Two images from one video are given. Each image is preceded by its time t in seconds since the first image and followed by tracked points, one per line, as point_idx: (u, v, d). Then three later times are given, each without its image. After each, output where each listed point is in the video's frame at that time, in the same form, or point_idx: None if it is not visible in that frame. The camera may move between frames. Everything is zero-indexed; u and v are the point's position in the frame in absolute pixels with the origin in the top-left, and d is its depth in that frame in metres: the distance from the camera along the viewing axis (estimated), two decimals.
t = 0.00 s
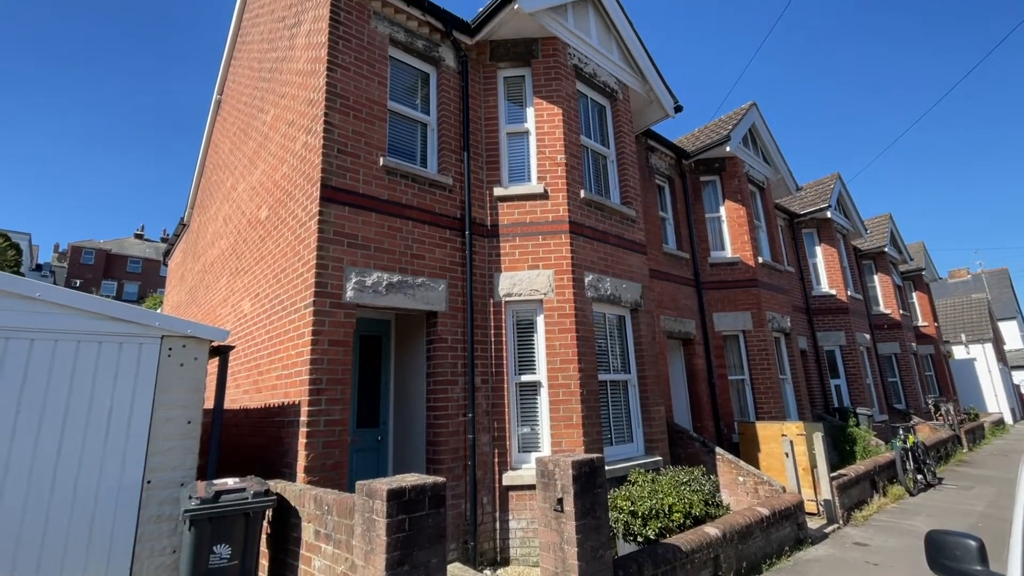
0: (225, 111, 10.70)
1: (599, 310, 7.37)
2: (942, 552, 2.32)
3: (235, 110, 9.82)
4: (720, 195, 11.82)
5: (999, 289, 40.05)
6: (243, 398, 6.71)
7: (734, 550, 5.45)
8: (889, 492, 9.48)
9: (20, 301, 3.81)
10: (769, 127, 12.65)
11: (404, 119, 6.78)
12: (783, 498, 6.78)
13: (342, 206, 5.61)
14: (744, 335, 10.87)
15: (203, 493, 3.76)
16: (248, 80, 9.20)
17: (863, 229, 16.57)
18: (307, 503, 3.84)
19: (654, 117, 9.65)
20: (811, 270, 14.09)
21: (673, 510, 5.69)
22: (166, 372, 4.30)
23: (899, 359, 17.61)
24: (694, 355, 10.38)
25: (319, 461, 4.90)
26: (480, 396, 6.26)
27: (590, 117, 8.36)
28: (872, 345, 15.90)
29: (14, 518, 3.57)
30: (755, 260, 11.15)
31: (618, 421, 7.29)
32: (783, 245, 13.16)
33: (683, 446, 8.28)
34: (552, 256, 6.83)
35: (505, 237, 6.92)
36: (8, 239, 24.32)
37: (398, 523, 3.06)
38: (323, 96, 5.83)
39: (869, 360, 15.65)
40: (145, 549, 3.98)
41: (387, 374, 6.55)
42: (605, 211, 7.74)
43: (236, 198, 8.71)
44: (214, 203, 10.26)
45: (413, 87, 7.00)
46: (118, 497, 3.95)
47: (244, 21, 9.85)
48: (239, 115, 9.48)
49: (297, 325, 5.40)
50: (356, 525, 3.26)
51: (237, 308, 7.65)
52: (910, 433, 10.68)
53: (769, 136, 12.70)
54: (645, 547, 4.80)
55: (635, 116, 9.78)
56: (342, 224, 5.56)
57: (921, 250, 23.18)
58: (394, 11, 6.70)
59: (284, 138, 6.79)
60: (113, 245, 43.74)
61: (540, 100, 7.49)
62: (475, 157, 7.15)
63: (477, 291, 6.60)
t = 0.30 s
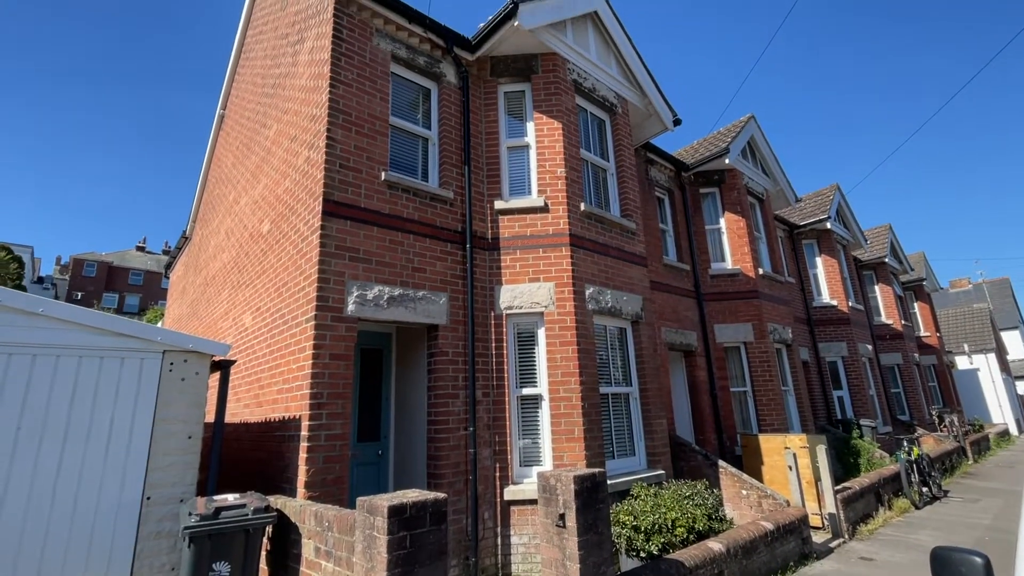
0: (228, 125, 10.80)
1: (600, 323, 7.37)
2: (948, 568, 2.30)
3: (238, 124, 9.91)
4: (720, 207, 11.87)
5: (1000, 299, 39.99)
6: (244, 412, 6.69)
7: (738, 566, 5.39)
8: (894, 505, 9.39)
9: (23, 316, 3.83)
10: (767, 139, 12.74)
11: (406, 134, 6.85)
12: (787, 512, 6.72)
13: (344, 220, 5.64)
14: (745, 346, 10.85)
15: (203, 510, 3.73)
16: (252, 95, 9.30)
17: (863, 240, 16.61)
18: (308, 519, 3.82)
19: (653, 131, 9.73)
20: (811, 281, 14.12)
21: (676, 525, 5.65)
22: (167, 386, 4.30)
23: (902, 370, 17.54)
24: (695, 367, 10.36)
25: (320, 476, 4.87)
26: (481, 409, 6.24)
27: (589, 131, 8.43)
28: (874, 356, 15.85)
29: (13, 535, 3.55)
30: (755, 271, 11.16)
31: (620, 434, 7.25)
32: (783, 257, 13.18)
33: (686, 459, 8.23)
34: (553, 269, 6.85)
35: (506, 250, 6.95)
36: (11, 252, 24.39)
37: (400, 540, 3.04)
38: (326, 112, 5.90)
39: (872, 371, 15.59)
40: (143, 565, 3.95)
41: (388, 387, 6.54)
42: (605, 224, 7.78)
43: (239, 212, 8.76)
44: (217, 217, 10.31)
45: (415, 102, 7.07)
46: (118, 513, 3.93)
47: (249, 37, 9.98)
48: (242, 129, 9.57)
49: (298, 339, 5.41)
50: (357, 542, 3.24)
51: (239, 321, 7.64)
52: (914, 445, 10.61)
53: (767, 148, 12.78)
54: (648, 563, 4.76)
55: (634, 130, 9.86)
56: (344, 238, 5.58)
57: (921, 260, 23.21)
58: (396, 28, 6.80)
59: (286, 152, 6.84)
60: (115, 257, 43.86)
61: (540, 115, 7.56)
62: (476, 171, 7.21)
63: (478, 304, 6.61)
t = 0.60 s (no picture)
0: (230, 138, 10.88)
1: (601, 333, 7.36)
2: None
3: (240, 136, 9.99)
4: (720, 217, 11.90)
5: (1002, 308, 39.90)
6: (244, 424, 6.67)
7: None
8: (899, 516, 9.31)
9: (25, 329, 3.84)
10: (766, 149, 12.81)
11: (407, 146, 6.90)
12: (791, 524, 6.66)
13: (345, 232, 5.66)
14: (747, 356, 10.82)
15: (203, 525, 3.71)
16: (254, 108, 9.38)
17: (863, 249, 16.64)
18: (308, 533, 3.81)
19: (653, 141, 9.79)
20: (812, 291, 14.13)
21: (679, 538, 5.59)
22: (168, 399, 4.29)
23: (904, 379, 17.47)
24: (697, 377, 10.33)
25: (320, 489, 4.84)
26: (482, 421, 6.21)
27: (589, 143, 8.48)
28: (877, 365, 15.80)
29: (12, 550, 3.53)
30: (756, 281, 11.16)
31: (622, 445, 7.21)
32: (784, 267, 13.20)
33: (688, 471, 8.17)
34: (554, 279, 6.85)
35: (507, 261, 6.96)
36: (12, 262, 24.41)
37: (401, 554, 3.02)
38: (328, 125, 5.94)
39: (874, 381, 15.54)
40: None
41: (388, 399, 6.52)
42: (606, 234, 7.80)
43: (240, 223, 8.80)
44: (218, 228, 10.35)
45: (416, 115, 7.13)
46: (116, 528, 3.90)
47: (251, 51, 10.08)
48: (244, 141, 9.63)
49: (299, 351, 5.41)
50: (357, 557, 3.22)
51: (239, 332, 7.65)
52: (918, 455, 10.54)
53: (767, 158, 12.84)
54: None
55: (634, 141, 9.92)
56: (345, 250, 5.60)
57: (921, 269, 23.23)
58: (398, 42, 6.87)
59: (289, 164, 6.89)
60: (116, 268, 43.92)
61: (540, 127, 7.62)
62: (477, 183, 7.25)
63: (478, 315, 6.62)
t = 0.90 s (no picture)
0: (232, 147, 10.94)
1: (602, 341, 7.34)
2: None
3: (242, 146, 10.04)
4: (720, 224, 11.92)
5: (1004, 314, 39.80)
6: (243, 433, 6.65)
7: None
8: (903, 525, 9.24)
9: (25, 339, 3.83)
10: (765, 157, 12.86)
11: (407, 155, 6.92)
12: (794, 534, 6.61)
13: (346, 241, 5.67)
14: (748, 364, 10.78)
15: (202, 535, 3.68)
16: (256, 117, 9.44)
17: (863, 256, 16.65)
18: (308, 543, 3.80)
19: (652, 150, 9.83)
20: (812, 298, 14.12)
21: (681, 548, 5.55)
22: (168, 409, 4.28)
23: (907, 387, 17.40)
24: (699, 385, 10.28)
25: (320, 500, 4.81)
26: (483, 430, 6.18)
27: (589, 151, 8.52)
28: (879, 373, 15.74)
29: (10, 561, 3.51)
30: (756, 288, 11.15)
31: (623, 454, 7.18)
32: (784, 274, 13.19)
33: (691, 480, 8.12)
34: (554, 288, 6.85)
35: (507, 269, 6.97)
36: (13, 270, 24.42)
37: (401, 565, 3.00)
38: (329, 135, 5.98)
39: (876, 388, 15.47)
40: None
41: (389, 408, 6.50)
42: (606, 243, 7.81)
43: (241, 232, 8.82)
44: (219, 237, 10.38)
45: (417, 124, 7.17)
46: (115, 539, 3.88)
47: (254, 61, 10.16)
48: (246, 151, 9.68)
49: (299, 360, 5.40)
50: (357, 568, 3.20)
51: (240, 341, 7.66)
52: (921, 464, 10.47)
53: (766, 166, 12.88)
54: None
55: (634, 149, 9.96)
56: (346, 258, 5.61)
57: (922, 276, 23.23)
58: (399, 52, 6.93)
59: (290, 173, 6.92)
60: (117, 276, 43.96)
61: (540, 136, 7.66)
62: (477, 192, 7.28)
63: (479, 323, 6.62)
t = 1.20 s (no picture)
0: (233, 153, 10.97)
1: (603, 347, 7.33)
2: None
3: (243, 152, 10.06)
4: (720, 230, 11.93)
5: (1005, 319, 39.74)
6: (243, 439, 6.62)
7: None
8: (906, 532, 9.19)
9: (26, 345, 3.83)
10: (765, 163, 12.88)
11: (408, 161, 6.94)
12: (797, 540, 6.57)
13: (346, 246, 5.67)
14: (749, 369, 10.75)
15: (200, 543, 3.64)
16: (257, 124, 9.47)
17: (863, 261, 16.65)
18: (307, 551, 3.78)
19: (652, 155, 9.85)
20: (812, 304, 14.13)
21: (683, 555, 5.51)
22: (167, 415, 4.27)
23: (909, 392, 17.35)
24: (700, 391, 10.26)
25: (319, 506, 4.79)
26: (483, 436, 6.16)
27: (589, 157, 8.54)
28: (880, 378, 15.70)
29: (7, 568, 3.48)
30: (756, 293, 11.13)
31: (624, 460, 7.15)
32: (785, 280, 13.19)
33: (692, 486, 8.08)
34: (555, 293, 6.85)
35: (507, 275, 6.97)
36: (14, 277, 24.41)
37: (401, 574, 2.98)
38: (330, 141, 5.99)
39: (877, 394, 15.44)
40: None
41: (389, 414, 6.48)
42: (606, 248, 7.81)
43: (241, 238, 8.84)
44: (220, 243, 10.38)
45: (417, 130, 7.20)
46: (113, 546, 3.86)
47: (255, 68, 10.20)
48: (247, 157, 9.71)
49: (299, 366, 5.40)
50: None
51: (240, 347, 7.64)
52: (924, 469, 10.43)
53: (766, 171, 12.90)
54: None
55: (634, 155, 9.98)
56: (347, 264, 5.61)
57: (922, 281, 23.23)
58: (399, 59, 6.97)
59: (291, 180, 6.93)
60: (118, 282, 43.99)
61: (540, 141, 7.67)
62: (478, 198, 7.30)
63: (479, 329, 6.61)
